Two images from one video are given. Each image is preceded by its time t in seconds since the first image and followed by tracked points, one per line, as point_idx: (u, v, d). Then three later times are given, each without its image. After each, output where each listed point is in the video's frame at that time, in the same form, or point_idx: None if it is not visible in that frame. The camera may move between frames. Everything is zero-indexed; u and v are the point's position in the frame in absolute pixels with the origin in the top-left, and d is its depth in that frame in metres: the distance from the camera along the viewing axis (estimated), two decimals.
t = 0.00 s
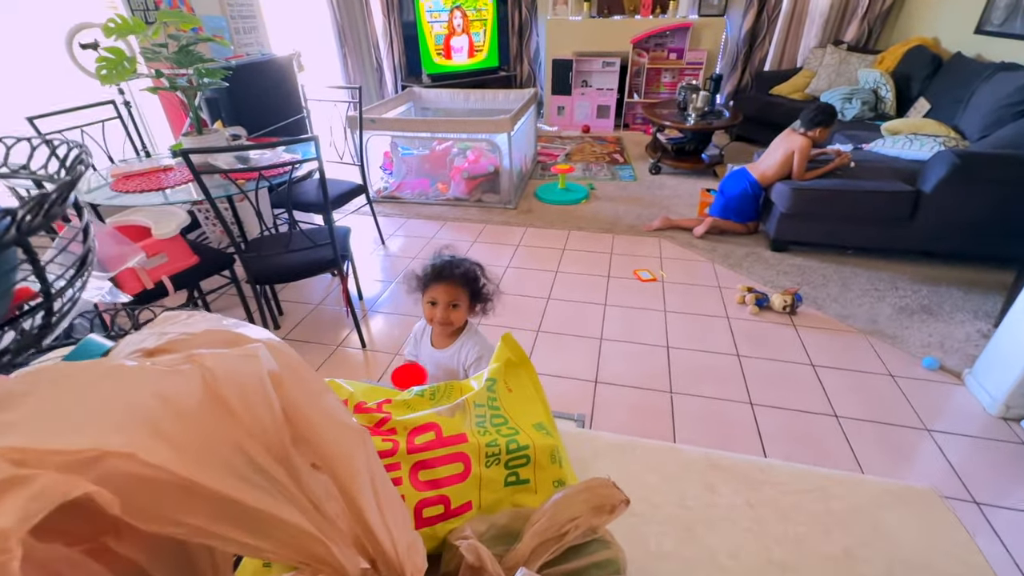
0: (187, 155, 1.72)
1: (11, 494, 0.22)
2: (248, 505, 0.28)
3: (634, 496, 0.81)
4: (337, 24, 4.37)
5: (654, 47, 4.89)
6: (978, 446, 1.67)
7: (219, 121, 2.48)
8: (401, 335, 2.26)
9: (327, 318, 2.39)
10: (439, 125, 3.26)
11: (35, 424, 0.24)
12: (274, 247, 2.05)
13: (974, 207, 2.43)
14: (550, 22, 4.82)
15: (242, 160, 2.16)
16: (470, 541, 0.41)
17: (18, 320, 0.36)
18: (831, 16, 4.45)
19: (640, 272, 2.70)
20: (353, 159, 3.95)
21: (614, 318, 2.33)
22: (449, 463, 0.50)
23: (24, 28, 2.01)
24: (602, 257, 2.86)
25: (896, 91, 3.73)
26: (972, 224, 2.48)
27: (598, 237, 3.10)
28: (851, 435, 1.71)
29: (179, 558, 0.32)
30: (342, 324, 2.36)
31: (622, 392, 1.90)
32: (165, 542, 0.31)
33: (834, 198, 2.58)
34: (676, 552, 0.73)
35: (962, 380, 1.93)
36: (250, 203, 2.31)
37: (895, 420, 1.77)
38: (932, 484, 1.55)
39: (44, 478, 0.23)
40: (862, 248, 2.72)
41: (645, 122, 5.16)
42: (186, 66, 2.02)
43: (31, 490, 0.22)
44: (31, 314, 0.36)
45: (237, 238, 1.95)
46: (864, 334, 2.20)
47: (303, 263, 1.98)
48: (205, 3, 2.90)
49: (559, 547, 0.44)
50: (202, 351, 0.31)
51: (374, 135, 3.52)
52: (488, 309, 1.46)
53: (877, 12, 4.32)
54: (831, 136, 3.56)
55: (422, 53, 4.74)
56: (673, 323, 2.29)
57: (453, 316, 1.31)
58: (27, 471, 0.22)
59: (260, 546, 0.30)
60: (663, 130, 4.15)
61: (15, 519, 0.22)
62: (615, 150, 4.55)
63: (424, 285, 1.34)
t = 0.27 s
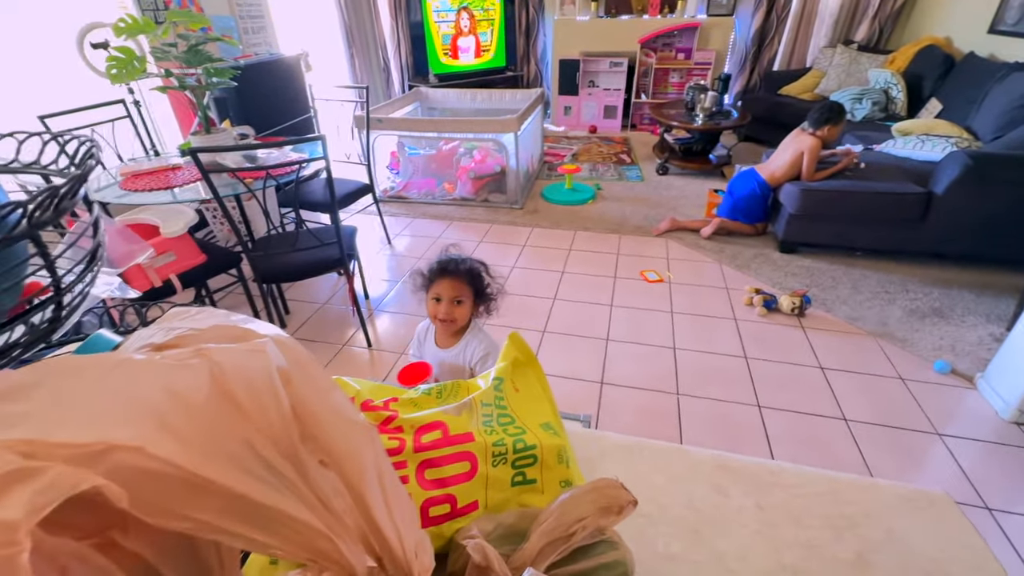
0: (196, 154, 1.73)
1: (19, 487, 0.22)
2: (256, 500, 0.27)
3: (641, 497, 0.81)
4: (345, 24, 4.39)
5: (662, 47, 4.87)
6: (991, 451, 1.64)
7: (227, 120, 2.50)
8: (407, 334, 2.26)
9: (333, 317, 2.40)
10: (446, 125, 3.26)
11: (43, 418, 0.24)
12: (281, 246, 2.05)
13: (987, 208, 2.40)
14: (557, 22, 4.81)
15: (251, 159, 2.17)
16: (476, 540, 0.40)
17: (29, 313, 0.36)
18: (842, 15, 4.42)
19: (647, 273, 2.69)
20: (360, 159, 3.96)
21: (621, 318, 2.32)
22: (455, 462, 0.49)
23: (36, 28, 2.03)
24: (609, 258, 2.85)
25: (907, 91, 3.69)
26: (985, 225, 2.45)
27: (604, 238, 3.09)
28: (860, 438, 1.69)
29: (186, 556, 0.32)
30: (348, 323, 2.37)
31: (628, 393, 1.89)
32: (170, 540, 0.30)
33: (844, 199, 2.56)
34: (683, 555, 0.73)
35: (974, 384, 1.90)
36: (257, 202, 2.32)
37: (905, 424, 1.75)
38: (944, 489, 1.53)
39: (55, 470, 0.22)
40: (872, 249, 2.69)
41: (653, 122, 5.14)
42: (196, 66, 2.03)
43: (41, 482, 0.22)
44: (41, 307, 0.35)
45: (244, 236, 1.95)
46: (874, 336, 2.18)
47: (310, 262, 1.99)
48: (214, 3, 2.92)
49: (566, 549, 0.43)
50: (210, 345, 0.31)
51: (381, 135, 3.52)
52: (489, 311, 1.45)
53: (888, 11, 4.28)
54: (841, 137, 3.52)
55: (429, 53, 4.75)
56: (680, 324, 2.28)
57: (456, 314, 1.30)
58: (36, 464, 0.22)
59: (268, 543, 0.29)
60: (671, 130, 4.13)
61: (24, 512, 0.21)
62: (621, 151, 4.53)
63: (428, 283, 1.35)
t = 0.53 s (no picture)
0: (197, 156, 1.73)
1: (32, 483, 0.22)
2: (262, 498, 0.27)
3: (641, 498, 0.81)
4: (345, 26, 4.39)
5: (662, 50, 4.89)
6: (990, 456, 1.64)
7: (227, 121, 2.50)
8: (406, 336, 2.26)
9: (332, 319, 2.40)
10: (446, 127, 3.27)
11: (53, 415, 0.23)
12: (281, 248, 2.05)
13: (986, 213, 2.41)
14: (557, 26, 4.83)
15: (251, 160, 2.17)
16: (477, 541, 0.40)
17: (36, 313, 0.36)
18: (841, 19, 4.44)
19: (647, 276, 2.69)
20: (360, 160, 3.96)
21: (620, 321, 2.32)
22: (456, 463, 0.49)
23: (37, 27, 2.03)
24: (608, 261, 2.85)
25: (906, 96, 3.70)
26: (984, 230, 2.45)
27: (604, 241, 3.10)
28: (858, 442, 1.70)
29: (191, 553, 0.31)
30: (347, 325, 2.36)
31: (627, 396, 1.89)
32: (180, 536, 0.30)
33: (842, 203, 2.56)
34: (684, 557, 0.72)
35: (973, 389, 1.90)
36: (257, 204, 2.32)
37: (905, 428, 1.75)
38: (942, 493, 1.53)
39: (67, 465, 0.22)
40: (871, 253, 2.70)
41: (652, 126, 5.15)
42: (197, 67, 2.03)
43: (52, 479, 0.22)
44: (48, 307, 0.35)
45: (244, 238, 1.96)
46: (872, 340, 2.18)
47: (309, 263, 1.98)
48: (215, 4, 2.92)
49: (567, 550, 0.43)
50: (217, 343, 0.31)
51: (381, 137, 3.53)
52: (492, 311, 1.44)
53: (886, 17, 4.30)
54: (840, 141, 3.53)
55: (430, 56, 4.76)
56: (679, 328, 2.28)
57: (456, 312, 1.30)
58: (46, 460, 0.22)
59: (275, 540, 0.29)
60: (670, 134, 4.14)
61: (35, 508, 0.22)
62: (621, 154, 4.54)
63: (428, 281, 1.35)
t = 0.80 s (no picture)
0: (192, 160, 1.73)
1: (39, 487, 0.23)
2: (262, 501, 0.27)
3: (635, 503, 0.81)
4: (342, 33, 4.40)
5: (656, 59, 4.93)
6: (980, 463, 1.66)
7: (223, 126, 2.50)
8: (400, 342, 2.25)
9: (327, 324, 2.39)
10: (442, 134, 3.28)
11: (59, 421, 0.24)
12: (277, 252, 2.05)
13: (974, 222, 2.44)
14: (554, 34, 4.88)
15: (246, 165, 2.17)
16: (473, 546, 0.40)
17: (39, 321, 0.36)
18: (833, 30, 4.51)
19: (641, 282, 2.70)
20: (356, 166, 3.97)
21: (614, 328, 2.33)
22: (451, 469, 0.50)
23: (31, 30, 2.02)
24: (603, 267, 2.87)
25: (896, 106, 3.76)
26: (972, 239, 2.49)
27: (599, 247, 3.11)
28: (850, 448, 1.71)
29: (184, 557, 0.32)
30: (341, 330, 2.36)
31: (622, 402, 1.89)
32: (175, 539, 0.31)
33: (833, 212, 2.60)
34: (676, 562, 0.73)
35: (963, 396, 1.92)
36: (252, 208, 2.31)
37: (896, 435, 1.76)
38: (933, 499, 1.54)
39: (75, 470, 0.23)
40: (862, 261, 2.73)
41: (647, 133, 5.19)
42: (193, 72, 2.03)
43: (60, 483, 0.23)
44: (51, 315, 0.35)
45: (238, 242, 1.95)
46: (864, 347, 2.20)
47: (304, 269, 1.98)
48: (212, 9, 2.92)
49: (562, 554, 0.44)
50: (219, 350, 0.31)
51: (377, 143, 3.54)
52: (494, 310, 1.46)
53: (877, 28, 4.37)
54: (832, 150, 3.58)
55: (426, 62, 4.75)
56: (673, 334, 2.29)
57: (460, 314, 1.31)
58: (53, 464, 0.23)
59: (274, 543, 0.29)
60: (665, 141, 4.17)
61: (44, 512, 0.22)
62: (616, 161, 4.57)
63: (433, 281, 1.35)
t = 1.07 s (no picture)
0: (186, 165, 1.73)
1: (68, 487, 0.24)
2: (275, 499, 0.28)
3: (629, 506, 0.82)
4: (337, 41, 4.40)
5: (648, 68, 5.00)
6: (966, 467, 1.69)
7: (216, 132, 2.49)
8: (394, 348, 2.25)
9: (319, 331, 2.38)
10: (436, 141, 3.30)
11: (87, 420, 0.25)
12: (270, 258, 2.04)
13: (958, 231, 2.50)
14: (546, 43, 4.93)
15: (239, 170, 2.16)
16: (472, 548, 0.41)
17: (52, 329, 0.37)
18: (819, 41, 4.61)
19: (633, 289, 2.73)
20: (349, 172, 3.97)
21: (607, 334, 2.34)
22: (450, 472, 0.51)
23: (23, 35, 2.02)
24: (596, 274, 2.89)
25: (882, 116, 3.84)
26: (957, 247, 2.54)
27: (591, 254, 3.13)
28: (839, 452, 1.73)
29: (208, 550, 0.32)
30: (334, 336, 2.35)
31: (615, 408, 1.91)
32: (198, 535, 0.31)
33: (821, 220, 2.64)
34: (669, 564, 0.74)
35: (949, 401, 1.96)
36: (246, 214, 2.31)
37: (884, 439, 1.79)
38: (920, 502, 1.57)
39: (101, 471, 0.24)
40: (850, 268, 2.78)
41: (639, 141, 5.25)
42: (187, 78, 2.03)
43: (88, 483, 0.24)
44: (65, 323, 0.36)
45: (231, 247, 1.94)
46: (852, 353, 2.23)
47: (297, 274, 1.98)
48: (205, 15, 2.93)
49: (559, 556, 0.44)
50: (231, 356, 0.32)
51: (370, 149, 3.54)
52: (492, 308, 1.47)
53: (863, 40, 4.46)
54: (820, 159, 3.64)
55: (420, 69, 4.77)
56: (665, 340, 2.31)
57: (457, 317, 1.32)
58: (81, 465, 0.24)
59: (287, 541, 0.30)
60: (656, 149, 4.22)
61: (77, 509, 0.24)
62: (608, 169, 4.61)
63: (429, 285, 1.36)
